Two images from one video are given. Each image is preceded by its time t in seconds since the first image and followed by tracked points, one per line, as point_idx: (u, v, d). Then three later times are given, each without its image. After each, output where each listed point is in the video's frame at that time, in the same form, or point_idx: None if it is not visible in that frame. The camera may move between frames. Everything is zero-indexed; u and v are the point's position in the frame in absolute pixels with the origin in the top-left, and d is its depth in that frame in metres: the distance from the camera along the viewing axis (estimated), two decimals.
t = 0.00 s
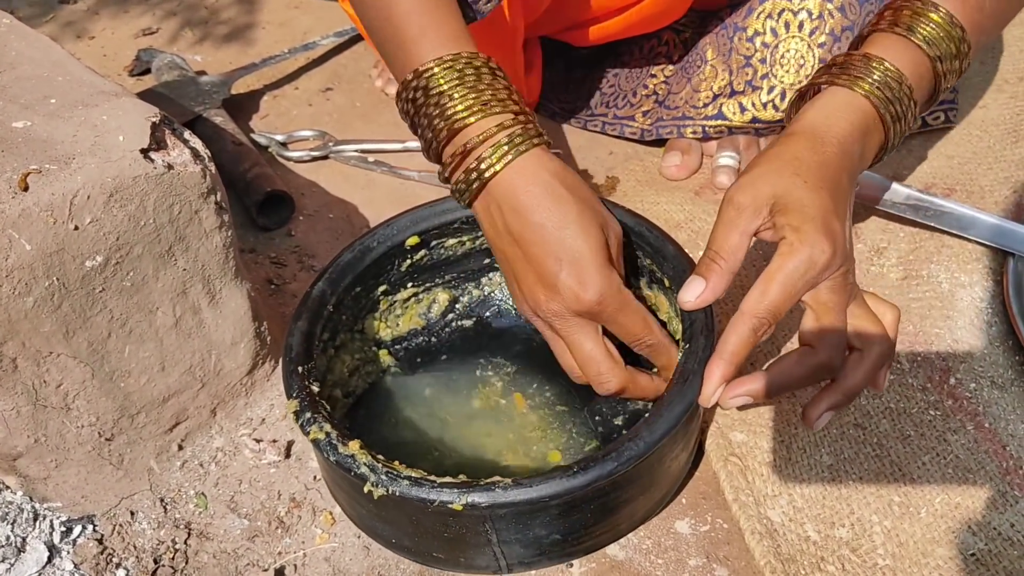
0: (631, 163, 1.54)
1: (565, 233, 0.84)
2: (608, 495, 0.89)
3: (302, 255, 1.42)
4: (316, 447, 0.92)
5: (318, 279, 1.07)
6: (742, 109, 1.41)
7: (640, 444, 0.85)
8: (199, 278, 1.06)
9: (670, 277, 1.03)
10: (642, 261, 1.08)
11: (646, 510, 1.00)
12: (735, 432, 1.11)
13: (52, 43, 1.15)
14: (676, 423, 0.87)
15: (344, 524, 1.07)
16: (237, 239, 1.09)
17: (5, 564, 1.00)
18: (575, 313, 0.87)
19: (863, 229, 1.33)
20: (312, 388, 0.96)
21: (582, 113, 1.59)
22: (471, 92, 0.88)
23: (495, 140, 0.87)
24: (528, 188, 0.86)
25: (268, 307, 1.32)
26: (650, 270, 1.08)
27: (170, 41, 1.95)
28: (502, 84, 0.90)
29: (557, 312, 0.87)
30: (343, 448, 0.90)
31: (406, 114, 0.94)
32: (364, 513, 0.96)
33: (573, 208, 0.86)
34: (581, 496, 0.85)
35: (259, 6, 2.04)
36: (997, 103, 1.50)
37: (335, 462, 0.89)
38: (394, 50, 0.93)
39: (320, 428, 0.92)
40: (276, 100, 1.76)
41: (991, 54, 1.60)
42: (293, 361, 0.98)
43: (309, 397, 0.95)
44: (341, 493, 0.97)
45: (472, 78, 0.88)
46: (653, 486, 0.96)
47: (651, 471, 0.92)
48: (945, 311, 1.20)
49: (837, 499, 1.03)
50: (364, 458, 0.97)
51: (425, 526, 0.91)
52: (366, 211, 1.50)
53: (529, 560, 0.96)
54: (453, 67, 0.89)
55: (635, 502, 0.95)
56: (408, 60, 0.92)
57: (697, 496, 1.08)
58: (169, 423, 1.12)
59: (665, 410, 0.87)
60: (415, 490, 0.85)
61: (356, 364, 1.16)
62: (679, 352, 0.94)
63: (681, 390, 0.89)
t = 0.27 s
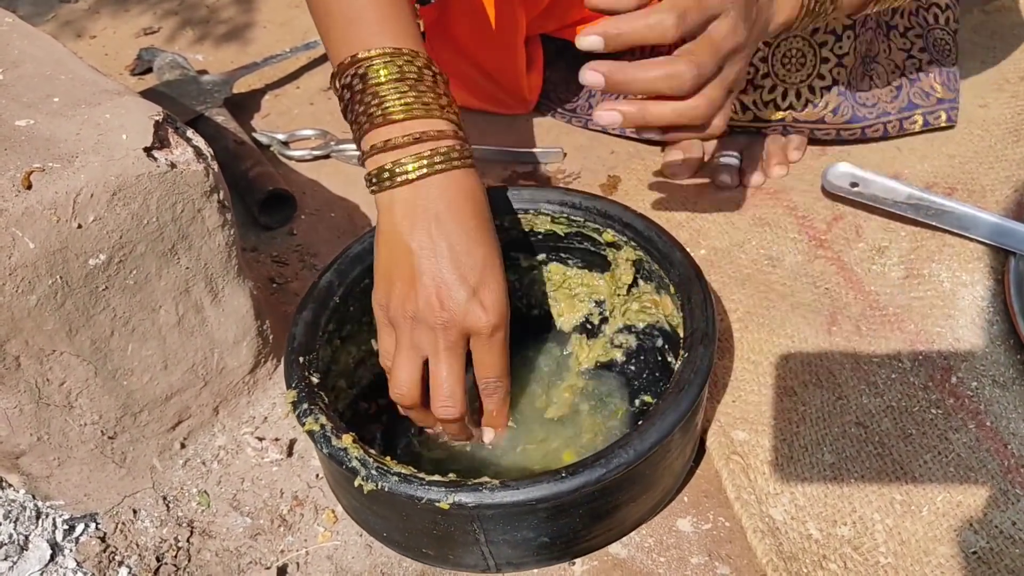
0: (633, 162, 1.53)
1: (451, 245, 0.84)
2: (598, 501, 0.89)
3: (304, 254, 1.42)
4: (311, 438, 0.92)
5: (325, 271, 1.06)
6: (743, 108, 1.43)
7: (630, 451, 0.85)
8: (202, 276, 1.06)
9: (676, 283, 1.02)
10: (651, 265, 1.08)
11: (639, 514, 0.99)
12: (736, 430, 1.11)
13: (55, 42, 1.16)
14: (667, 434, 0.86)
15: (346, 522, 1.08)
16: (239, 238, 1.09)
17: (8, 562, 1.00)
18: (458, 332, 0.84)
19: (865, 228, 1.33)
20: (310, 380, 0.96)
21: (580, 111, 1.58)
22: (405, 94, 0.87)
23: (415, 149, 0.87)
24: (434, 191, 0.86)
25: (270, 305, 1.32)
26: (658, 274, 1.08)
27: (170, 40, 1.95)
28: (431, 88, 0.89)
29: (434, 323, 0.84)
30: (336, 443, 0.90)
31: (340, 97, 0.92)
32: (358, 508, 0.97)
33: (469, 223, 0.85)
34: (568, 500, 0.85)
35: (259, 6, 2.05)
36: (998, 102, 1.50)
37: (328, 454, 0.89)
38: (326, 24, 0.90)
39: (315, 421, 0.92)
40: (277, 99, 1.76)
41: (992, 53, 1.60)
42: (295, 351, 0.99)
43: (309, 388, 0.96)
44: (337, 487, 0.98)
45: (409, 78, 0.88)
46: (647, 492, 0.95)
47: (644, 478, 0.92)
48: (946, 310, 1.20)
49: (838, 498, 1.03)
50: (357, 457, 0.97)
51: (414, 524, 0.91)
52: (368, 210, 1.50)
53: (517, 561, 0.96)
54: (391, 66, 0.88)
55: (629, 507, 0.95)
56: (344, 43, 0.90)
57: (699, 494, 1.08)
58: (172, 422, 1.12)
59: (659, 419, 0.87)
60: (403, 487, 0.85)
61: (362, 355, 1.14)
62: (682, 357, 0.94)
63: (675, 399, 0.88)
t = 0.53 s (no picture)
0: (634, 162, 1.52)
1: (474, 229, 0.79)
2: (601, 501, 0.89)
3: (305, 254, 1.42)
4: (312, 438, 0.92)
5: (324, 271, 1.06)
6: (745, 107, 1.45)
7: (633, 452, 0.85)
8: (203, 276, 1.06)
9: (678, 283, 1.02)
10: (651, 264, 1.08)
11: (641, 515, 0.99)
12: (738, 430, 1.11)
13: (56, 41, 1.15)
14: (670, 434, 0.86)
15: (347, 523, 1.07)
16: (240, 237, 1.09)
17: (8, 562, 1.00)
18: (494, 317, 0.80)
19: (867, 228, 1.33)
20: (312, 379, 0.96)
21: (582, 113, 1.59)
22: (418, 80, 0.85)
23: (429, 133, 0.83)
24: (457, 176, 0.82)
25: (270, 305, 1.32)
26: (659, 274, 1.08)
27: (170, 40, 1.95)
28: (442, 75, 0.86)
29: (461, 309, 0.80)
30: (337, 442, 0.90)
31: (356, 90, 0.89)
32: (359, 507, 0.96)
33: (490, 206, 0.80)
34: (570, 500, 0.85)
35: (260, 5, 2.04)
36: (999, 102, 1.50)
37: (330, 454, 0.89)
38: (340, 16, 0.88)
39: (317, 420, 0.92)
40: (277, 99, 1.76)
41: (994, 53, 1.60)
42: (296, 351, 0.98)
43: (310, 387, 0.95)
44: (338, 486, 0.98)
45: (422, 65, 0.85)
46: (649, 492, 0.95)
47: (646, 479, 0.92)
48: (948, 310, 1.20)
49: (840, 498, 1.03)
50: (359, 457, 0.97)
51: (416, 524, 0.91)
52: (369, 209, 1.49)
53: (519, 561, 0.95)
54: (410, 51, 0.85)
55: (631, 507, 0.95)
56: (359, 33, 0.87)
57: (701, 495, 1.08)
58: (173, 422, 1.12)
59: (661, 418, 0.87)
60: (404, 486, 0.85)
61: (362, 356, 1.14)
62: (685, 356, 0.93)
63: (678, 399, 0.88)
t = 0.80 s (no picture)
0: (634, 162, 1.52)
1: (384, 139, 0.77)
2: (601, 503, 0.88)
3: (304, 255, 1.42)
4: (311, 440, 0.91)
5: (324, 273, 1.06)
6: (742, 95, 1.45)
7: (633, 454, 0.84)
8: (202, 277, 1.05)
9: (678, 284, 1.02)
10: (651, 263, 1.08)
11: (641, 517, 0.98)
12: (739, 432, 1.11)
13: (54, 41, 1.15)
14: (669, 436, 0.86)
15: (347, 525, 1.07)
16: (239, 238, 1.09)
17: (6, 564, 1.00)
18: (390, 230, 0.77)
19: (868, 228, 1.32)
20: (311, 381, 0.96)
21: (576, 108, 1.58)
22: None
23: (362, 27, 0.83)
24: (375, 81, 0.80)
25: (270, 306, 1.32)
26: (659, 273, 1.07)
27: (169, 39, 1.95)
28: None
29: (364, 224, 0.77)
30: (336, 445, 0.89)
31: None
32: (358, 509, 0.96)
33: (401, 116, 0.78)
34: (570, 503, 0.84)
35: (259, 5, 2.04)
36: (1000, 102, 1.49)
37: (328, 456, 0.88)
38: None
39: (315, 422, 0.91)
40: (277, 99, 1.76)
41: (994, 54, 1.59)
42: (296, 353, 0.98)
43: (309, 389, 0.95)
44: (338, 488, 0.97)
45: None
46: (649, 495, 0.95)
47: (647, 481, 0.91)
48: (950, 311, 1.20)
49: (842, 500, 1.03)
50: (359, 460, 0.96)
51: (415, 526, 0.90)
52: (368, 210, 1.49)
53: (519, 564, 0.95)
54: None
55: (631, 510, 0.94)
56: None
57: (701, 497, 1.07)
58: (171, 423, 1.11)
59: (661, 421, 0.86)
60: (403, 489, 0.85)
61: (361, 356, 1.15)
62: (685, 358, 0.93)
63: (679, 401, 0.88)
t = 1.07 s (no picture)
0: (632, 161, 1.51)
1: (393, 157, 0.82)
2: (597, 502, 0.88)
3: (301, 253, 1.41)
4: (307, 439, 0.91)
5: (322, 270, 1.06)
6: (736, 100, 1.44)
7: (629, 452, 0.84)
8: (198, 275, 1.05)
9: (675, 283, 1.02)
10: (648, 262, 1.08)
11: (637, 516, 0.98)
12: (736, 431, 1.11)
13: (50, 38, 1.15)
14: (666, 434, 0.85)
15: (343, 524, 1.07)
16: (235, 236, 1.09)
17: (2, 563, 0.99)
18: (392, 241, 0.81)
19: (866, 227, 1.32)
20: (307, 380, 0.95)
21: (574, 110, 1.58)
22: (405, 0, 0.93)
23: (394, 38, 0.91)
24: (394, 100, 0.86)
25: (267, 304, 1.32)
26: (655, 272, 1.07)
27: (168, 38, 1.95)
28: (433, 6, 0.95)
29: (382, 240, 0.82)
30: (331, 443, 0.89)
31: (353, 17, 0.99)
32: (353, 508, 0.96)
33: (408, 137, 0.83)
34: (566, 501, 0.84)
35: (257, 4, 2.04)
36: (999, 101, 1.49)
37: (324, 455, 0.88)
38: None
39: (311, 420, 0.91)
40: (275, 98, 1.75)
41: (993, 52, 1.59)
42: (291, 351, 0.97)
43: (305, 387, 0.95)
44: (333, 487, 0.97)
45: None
46: (646, 493, 0.95)
47: (644, 479, 0.91)
48: (948, 310, 1.19)
49: (839, 499, 1.02)
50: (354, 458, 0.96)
51: (410, 524, 0.90)
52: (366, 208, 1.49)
53: (515, 563, 0.95)
54: None
55: (628, 508, 0.94)
56: None
57: (699, 495, 1.07)
58: (167, 422, 1.11)
59: (657, 419, 0.86)
60: (399, 487, 0.84)
61: (358, 356, 1.14)
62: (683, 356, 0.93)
63: (675, 399, 0.88)
